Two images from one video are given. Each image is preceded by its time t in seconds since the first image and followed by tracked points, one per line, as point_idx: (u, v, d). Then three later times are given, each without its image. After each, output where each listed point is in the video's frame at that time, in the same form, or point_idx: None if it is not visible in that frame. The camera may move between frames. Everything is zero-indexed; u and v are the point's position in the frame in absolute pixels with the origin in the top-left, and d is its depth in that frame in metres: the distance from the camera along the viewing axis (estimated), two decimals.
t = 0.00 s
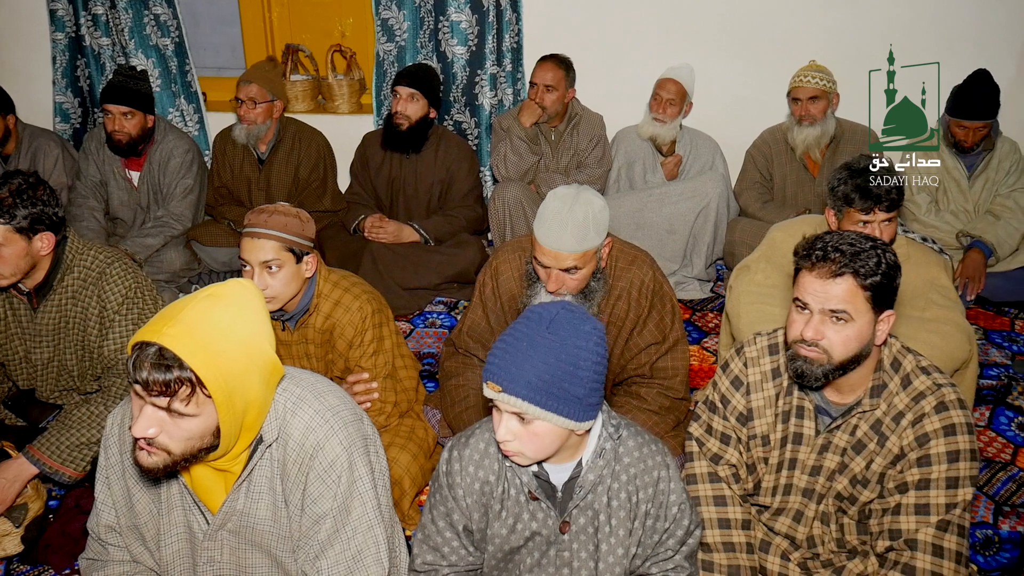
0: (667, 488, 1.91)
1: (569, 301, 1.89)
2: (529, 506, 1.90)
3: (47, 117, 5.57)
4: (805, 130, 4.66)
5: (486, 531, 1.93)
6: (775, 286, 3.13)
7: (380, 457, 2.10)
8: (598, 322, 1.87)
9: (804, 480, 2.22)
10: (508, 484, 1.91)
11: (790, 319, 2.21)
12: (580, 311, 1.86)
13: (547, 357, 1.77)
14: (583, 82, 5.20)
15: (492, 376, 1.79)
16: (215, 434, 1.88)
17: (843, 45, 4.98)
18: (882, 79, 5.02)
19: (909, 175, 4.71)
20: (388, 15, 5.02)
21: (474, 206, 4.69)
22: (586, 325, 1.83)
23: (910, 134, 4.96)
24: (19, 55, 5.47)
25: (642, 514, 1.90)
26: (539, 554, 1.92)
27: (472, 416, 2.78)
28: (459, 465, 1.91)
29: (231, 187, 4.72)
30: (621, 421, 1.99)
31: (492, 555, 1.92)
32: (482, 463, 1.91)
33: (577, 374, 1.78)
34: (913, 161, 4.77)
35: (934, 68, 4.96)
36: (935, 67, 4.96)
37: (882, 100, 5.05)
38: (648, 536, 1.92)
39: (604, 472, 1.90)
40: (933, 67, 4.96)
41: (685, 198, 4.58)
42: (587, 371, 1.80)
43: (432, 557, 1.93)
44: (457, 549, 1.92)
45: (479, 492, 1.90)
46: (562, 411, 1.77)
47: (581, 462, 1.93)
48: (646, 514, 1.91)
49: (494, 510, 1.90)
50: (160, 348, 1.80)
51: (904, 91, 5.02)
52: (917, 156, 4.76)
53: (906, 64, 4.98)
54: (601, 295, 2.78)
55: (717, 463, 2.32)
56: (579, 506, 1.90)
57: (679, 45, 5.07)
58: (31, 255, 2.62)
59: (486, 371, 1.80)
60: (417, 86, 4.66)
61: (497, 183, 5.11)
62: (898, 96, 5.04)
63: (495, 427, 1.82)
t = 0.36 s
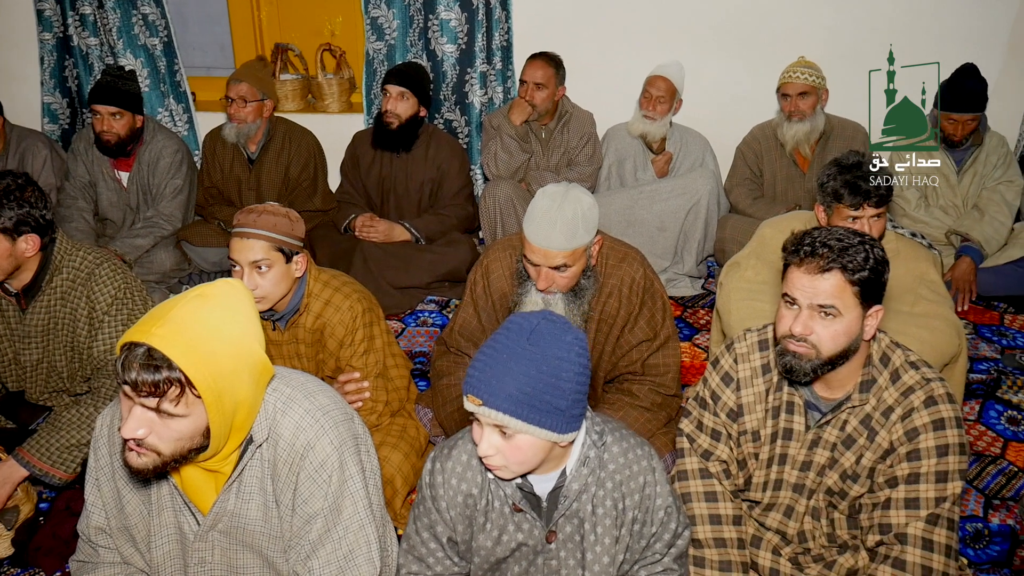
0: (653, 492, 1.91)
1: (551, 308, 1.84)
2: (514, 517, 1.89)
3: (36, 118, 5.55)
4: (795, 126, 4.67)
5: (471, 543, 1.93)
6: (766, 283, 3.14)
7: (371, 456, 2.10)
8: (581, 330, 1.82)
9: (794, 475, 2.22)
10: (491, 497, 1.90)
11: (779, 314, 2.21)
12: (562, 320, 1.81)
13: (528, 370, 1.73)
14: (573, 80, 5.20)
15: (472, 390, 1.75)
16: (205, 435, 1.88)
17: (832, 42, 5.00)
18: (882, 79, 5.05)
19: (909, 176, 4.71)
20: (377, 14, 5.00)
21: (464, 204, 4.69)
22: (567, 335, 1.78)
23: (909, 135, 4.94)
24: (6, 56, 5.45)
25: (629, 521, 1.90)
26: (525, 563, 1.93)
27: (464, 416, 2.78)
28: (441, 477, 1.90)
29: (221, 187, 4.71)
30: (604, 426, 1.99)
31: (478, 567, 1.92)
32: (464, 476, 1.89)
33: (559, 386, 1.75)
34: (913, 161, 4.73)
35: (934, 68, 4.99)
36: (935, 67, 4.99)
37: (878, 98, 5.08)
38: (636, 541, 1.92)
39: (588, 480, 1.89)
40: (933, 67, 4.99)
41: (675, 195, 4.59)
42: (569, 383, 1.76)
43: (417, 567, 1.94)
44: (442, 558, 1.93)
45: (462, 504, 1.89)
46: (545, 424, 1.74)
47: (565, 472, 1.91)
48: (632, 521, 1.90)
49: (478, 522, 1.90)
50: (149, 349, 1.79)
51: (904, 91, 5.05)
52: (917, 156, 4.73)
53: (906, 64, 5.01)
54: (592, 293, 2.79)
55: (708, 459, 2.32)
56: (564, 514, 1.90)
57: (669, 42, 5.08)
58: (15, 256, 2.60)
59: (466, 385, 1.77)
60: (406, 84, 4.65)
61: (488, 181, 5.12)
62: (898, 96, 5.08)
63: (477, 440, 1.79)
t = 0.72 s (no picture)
0: (636, 498, 1.89)
1: (531, 314, 1.82)
2: (496, 525, 1.90)
3: (23, 117, 5.52)
4: (784, 122, 4.68)
5: (454, 548, 1.93)
6: (753, 279, 3.16)
7: (361, 455, 2.09)
8: (561, 336, 1.80)
9: (785, 471, 2.23)
10: (472, 504, 1.90)
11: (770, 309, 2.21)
12: (541, 326, 1.79)
13: (505, 381, 1.72)
14: (562, 77, 5.21)
15: (451, 402, 1.75)
16: (193, 434, 1.87)
17: (820, 38, 5.01)
18: (882, 79, 5.06)
19: (910, 176, 4.71)
20: (366, 11, 4.99)
21: (455, 201, 4.68)
22: (546, 343, 1.77)
23: (909, 134, 4.89)
24: None
25: (610, 527, 1.89)
26: (508, 568, 1.94)
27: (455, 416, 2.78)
28: (423, 481, 1.89)
29: (211, 186, 4.70)
30: (586, 429, 1.98)
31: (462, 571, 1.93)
32: (445, 483, 1.89)
33: (538, 396, 1.74)
34: (913, 161, 4.73)
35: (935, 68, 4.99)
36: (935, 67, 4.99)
37: (878, 99, 5.10)
38: (616, 548, 1.91)
39: (570, 487, 1.88)
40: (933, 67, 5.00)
41: (665, 191, 4.60)
42: (548, 392, 1.75)
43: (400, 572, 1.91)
44: (425, 563, 1.91)
45: (442, 510, 1.89)
46: (525, 434, 1.74)
47: (545, 479, 1.90)
48: (614, 527, 1.90)
49: (459, 530, 1.90)
50: (137, 348, 1.79)
51: (904, 91, 5.05)
52: (917, 156, 4.73)
53: (907, 64, 5.01)
54: (582, 289, 2.80)
55: (698, 455, 2.33)
56: (547, 521, 1.90)
57: (658, 38, 5.08)
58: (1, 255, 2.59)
59: (444, 396, 1.77)
60: (395, 82, 4.65)
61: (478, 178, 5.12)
62: (898, 96, 5.08)
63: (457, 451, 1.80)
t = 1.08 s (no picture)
0: (614, 519, 1.84)
1: (518, 325, 1.80)
2: (481, 533, 1.91)
3: (14, 117, 5.50)
4: (776, 120, 4.70)
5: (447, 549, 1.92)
6: (745, 277, 3.17)
7: (354, 454, 2.09)
8: (548, 349, 1.78)
9: (776, 468, 2.24)
10: (461, 510, 1.90)
11: (760, 308, 2.22)
12: (527, 339, 1.77)
13: (488, 396, 1.71)
14: (555, 76, 5.21)
15: (434, 415, 1.74)
16: (186, 435, 1.87)
17: (811, 36, 5.02)
18: (882, 79, 5.08)
19: (909, 176, 4.75)
20: (358, 11, 4.98)
21: (447, 201, 4.68)
22: (532, 356, 1.74)
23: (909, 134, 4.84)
24: None
25: (586, 543, 1.86)
26: None
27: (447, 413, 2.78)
28: (415, 485, 1.90)
29: (203, 186, 4.68)
30: (572, 441, 1.94)
31: None
32: (436, 487, 1.90)
33: (521, 411, 1.72)
34: (913, 161, 4.76)
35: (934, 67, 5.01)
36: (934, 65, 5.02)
37: (878, 98, 5.12)
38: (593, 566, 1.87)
39: (549, 502, 1.86)
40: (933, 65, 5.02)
41: (658, 190, 4.61)
42: (532, 407, 1.73)
43: None
44: (423, 562, 1.89)
45: (434, 513, 1.90)
46: (508, 448, 1.73)
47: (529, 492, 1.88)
48: (591, 544, 1.86)
49: (448, 534, 1.90)
50: (128, 348, 1.78)
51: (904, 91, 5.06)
52: (917, 156, 4.75)
53: (906, 64, 5.03)
54: (574, 288, 2.80)
55: (691, 453, 2.34)
56: (530, 534, 1.89)
57: (651, 37, 5.09)
58: None
59: (428, 409, 1.77)
60: (388, 81, 4.64)
61: (470, 178, 5.12)
62: (898, 96, 5.09)
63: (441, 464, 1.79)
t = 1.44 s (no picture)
0: (600, 545, 1.84)
1: (505, 346, 1.77)
2: (474, 556, 1.94)
3: (8, 118, 5.49)
4: (769, 122, 4.71)
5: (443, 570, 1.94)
6: (739, 277, 3.18)
7: (347, 454, 2.08)
8: (536, 370, 1.76)
9: (767, 467, 2.25)
10: (458, 533, 1.92)
11: (749, 308, 2.23)
12: (514, 361, 1.74)
13: (475, 424, 1.70)
14: (549, 77, 5.22)
15: (422, 444, 1.74)
16: (178, 436, 1.88)
17: (804, 37, 5.04)
18: (882, 79, 5.10)
19: (909, 176, 4.76)
20: (352, 12, 4.99)
21: (441, 201, 4.68)
22: (519, 379, 1.72)
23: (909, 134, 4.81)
24: None
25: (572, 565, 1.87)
26: None
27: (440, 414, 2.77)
28: (408, 511, 1.89)
29: (197, 187, 4.68)
30: (562, 463, 1.91)
31: None
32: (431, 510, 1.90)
33: (510, 437, 1.71)
34: (914, 160, 4.75)
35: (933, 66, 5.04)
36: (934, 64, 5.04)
37: (878, 98, 5.13)
38: None
39: (538, 524, 1.86)
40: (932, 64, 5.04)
41: (651, 191, 4.62)
42: (522, 432, 1.72)
43: None
44: None
45: (432, 535, 1.91)
46: (498, 474, 1.72)
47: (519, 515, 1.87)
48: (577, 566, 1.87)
49: (445, 555, 1.92)
50: (121, 350, 1.78)
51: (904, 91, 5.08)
52: (918, 156, 4.75)
53: (906, 64, 5.05)
54: (566, 289, 2.82)
55: (682, 453, 2.34)
56: (522, 555, 1.90)
57: (645, 38, 5.10)
58: None
59: (417, 436, 1.76)
60: (381, 82, 4.65)
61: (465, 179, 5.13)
62: (898, 96, 5.10)
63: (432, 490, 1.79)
